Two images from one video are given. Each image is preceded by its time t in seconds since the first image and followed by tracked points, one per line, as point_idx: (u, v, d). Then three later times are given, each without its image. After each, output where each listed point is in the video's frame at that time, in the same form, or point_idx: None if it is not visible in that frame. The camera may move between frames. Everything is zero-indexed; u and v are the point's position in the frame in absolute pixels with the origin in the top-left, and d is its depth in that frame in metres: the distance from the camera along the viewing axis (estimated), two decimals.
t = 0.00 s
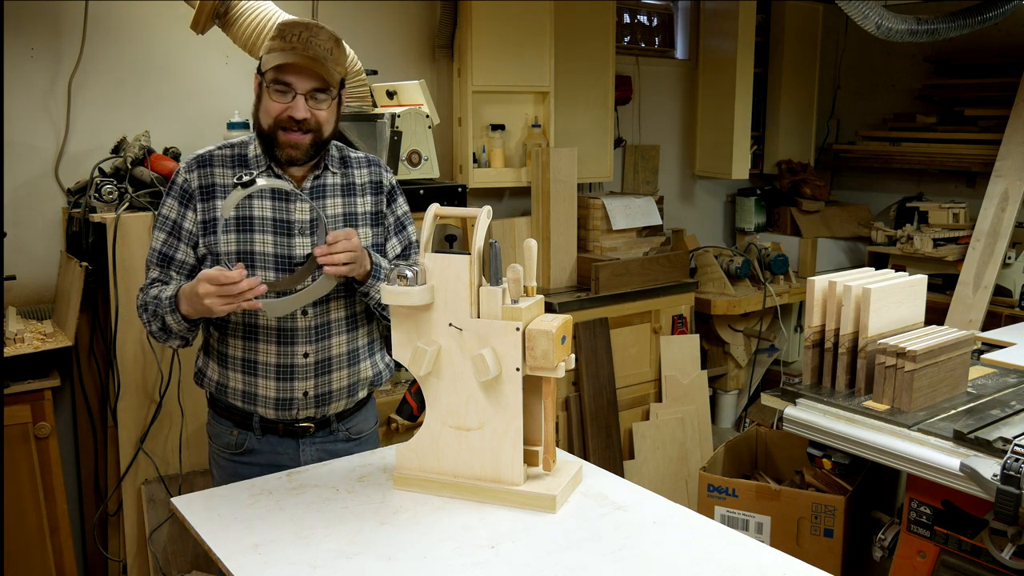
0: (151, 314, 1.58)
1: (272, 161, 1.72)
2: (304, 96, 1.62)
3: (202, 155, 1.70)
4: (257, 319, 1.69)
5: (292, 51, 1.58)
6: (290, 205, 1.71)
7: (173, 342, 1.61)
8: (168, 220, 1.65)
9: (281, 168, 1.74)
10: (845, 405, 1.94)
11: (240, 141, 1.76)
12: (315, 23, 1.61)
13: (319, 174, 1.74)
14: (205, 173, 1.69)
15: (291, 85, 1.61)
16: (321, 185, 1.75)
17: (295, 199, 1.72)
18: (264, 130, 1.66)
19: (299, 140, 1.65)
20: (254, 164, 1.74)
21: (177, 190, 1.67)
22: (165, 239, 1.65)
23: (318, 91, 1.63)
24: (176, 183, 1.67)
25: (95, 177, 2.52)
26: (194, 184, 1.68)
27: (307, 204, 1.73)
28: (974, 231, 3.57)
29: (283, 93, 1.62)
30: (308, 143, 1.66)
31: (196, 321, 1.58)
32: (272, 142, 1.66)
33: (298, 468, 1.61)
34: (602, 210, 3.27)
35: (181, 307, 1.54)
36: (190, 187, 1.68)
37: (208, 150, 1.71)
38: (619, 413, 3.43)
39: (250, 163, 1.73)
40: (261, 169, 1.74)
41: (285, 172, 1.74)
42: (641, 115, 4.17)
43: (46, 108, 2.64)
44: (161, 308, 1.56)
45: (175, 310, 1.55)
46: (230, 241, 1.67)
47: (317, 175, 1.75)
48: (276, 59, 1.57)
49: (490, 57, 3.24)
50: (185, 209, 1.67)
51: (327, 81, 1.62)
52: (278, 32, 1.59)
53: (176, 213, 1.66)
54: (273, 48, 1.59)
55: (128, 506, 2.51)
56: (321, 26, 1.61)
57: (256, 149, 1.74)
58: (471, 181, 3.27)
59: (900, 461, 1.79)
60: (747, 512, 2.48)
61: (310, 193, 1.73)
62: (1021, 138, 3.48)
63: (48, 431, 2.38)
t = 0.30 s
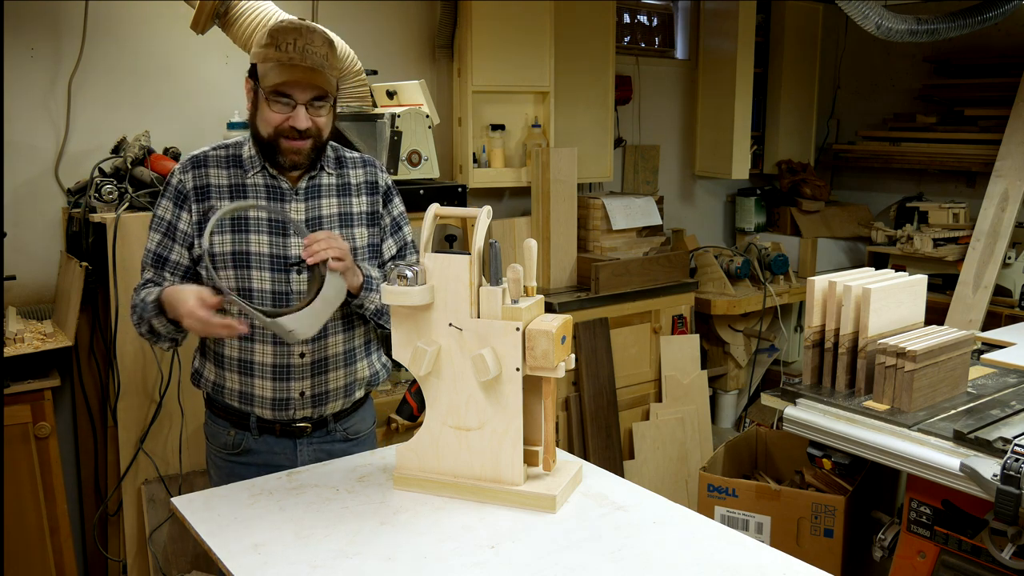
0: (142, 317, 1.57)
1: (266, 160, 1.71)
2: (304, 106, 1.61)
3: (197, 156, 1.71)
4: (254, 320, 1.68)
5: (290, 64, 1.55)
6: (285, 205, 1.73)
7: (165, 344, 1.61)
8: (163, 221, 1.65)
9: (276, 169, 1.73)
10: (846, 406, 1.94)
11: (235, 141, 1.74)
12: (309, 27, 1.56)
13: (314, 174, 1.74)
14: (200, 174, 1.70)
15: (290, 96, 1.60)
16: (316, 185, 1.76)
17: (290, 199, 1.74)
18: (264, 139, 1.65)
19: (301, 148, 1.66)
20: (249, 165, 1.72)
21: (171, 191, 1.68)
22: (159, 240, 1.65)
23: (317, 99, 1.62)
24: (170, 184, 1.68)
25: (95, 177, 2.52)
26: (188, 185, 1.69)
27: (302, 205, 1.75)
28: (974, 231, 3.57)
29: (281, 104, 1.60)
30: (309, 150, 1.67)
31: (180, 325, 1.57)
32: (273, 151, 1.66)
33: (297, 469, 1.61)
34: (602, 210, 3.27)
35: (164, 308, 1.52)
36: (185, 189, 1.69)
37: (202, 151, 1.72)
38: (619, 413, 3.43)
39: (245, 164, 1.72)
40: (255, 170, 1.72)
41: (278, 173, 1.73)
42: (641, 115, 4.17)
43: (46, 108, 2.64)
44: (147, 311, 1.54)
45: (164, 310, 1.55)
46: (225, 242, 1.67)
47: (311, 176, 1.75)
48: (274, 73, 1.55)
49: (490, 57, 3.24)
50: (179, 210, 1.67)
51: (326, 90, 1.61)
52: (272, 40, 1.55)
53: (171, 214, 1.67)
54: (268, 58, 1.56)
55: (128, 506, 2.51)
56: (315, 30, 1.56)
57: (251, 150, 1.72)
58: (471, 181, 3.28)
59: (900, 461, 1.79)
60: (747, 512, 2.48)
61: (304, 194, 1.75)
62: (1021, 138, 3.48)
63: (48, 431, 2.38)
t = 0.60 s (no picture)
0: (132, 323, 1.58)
1: (262, 161, 1.70)
2: (305, 113, 1.61)
3: (192, 158, 1.70)
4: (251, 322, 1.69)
5: (291, 72, 1.55)
6: (282, 207, 1.72)
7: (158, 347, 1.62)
8: (156, 222, 1.65)
9: (271, 171, 1.72)
10: (845, 406, 1.94)
11: (230, 142, 1.74)
12: (304, 31, 1.56)
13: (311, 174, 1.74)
14: (194, 176, 1.68)
15: (291, 104, 1.59)
16: (313, 187, 1.75)
17: (287, 201, 1.73)
18: (264, 146, 1.65)
19: (302, 153, 1.66)
20: (245, 166, 1.71)
21: (165, 192, 1.67)
22: (152, 242, 1.65)
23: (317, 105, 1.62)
24: (164, 186, 1.67)
25: (95, 177, 2.52)
26: (183, 187, 1.68)
27: (299, 206, 1.73)
28: (974, 231, 3.57)
29: (282, 111, 1.60)
30: (310, 155, 1.67)
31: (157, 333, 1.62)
32: (274, 157, 1.66)
33: (297, 469, 1.61)
34: (602, 210, 3.27)
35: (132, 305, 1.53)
36: (179, 191, 1.68)
37: (197, 152, 1.71)
38: (619, 413, 3.43)
39: (240, 165, 1.71)
40: (251, 171, 1.71)
41: (274, 175, 1.72)
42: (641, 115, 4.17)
43: (46, 108, 2.64)
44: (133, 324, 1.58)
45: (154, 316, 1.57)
46: (221, 245, 1.68)
47: (308, 177, 1.75)
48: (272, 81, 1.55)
49: (490, 57, 3.24)
50: (173, 213, 1.67)
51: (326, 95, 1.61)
52: (269, 48, 1.54)
53: (164, 216, 1.66)
54: (265, 65, 1.55)
55: (128, 506, 2.51)
56: (310, 34, 1.57)
57: (246, 151, 1.72)
58: (471, 181, 3.28)
59: (900, 461, 1.79)
60: (747, 512, 2.48)
61: (301, 194, 1.74)
62: (1021, 138, 3.48)
63: (48, 431, 2.38)
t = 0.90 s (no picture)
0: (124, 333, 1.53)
1: (253, 166, 1.63)
2: (293, 120, 1.54)
3: (181, 162, 1.64)
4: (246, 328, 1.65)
5: (276, 82, 1.47)
6: (274, 210, 1.66)
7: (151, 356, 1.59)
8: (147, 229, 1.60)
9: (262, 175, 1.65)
10: (845, 406, 1.94)
11: (219, 145, 1.68)
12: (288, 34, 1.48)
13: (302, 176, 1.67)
14: (185, 181, 1.63)
15: (277, 113, 1.51)
16: (305, 188, 1.68)
17: (279, 204, 1.66)
18: (254, 152, 1.59)
19: (291, 159, 1.60)
20: (234, 170, 1.65)
21: (155, 198, 1.62)
22: (144, 249, 1.61)
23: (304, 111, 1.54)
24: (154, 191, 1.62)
25: (95, 177, 2.52)
26: (173, 193, 1.62)
27: (291, 209, 1.67)
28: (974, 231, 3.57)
29: (269, 120, 1.52)
30: (300, 159, 1.61)
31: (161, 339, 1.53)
32: (264, 164, 1.60)
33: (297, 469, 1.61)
34: (602, 210, 3.27)
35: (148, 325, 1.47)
36: (169, 197, 1.62)
37: (185, 155, 1.65)
38: (619, 413, 3.43)
39: (230, 169, 1.65)
40: (241, 175, 1.64)
41: (265, 179, 1.65)
42: (641, 115, 4.17)
43: (46, 108, 2.64)
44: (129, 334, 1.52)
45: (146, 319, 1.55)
46: (214, 251, 1.63)
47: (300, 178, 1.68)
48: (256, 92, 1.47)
49: (490, 57, 3.24)
50: (163, 219, 1.62)
51: (314, 103, 1.53)
52: (254, 55, 1.47)
53: (155, 222, 1.61)
54: (249, 73, 1.47)
55: (128, 506, 2.51)
56: (295, 38, 1.49)
57: (236, 153, 1.65)
58: (471, 181, 3.28)
59: (900, 462, 1.78)
60: (747, 512, 2.48)
61: (293, 197, 1.67)
62: (1021, 138, 3.48)
63: (48, 430, 2.38)
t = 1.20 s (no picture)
0: (123, 353, 1.54)
1: (233, 177, 1.58)
2: (271, 132, 1.49)
3: (160, 173, 1.59)
4: (235, 339, 1.63)
5: (251, 96, 1.42)
6: (258, 219, 1.61)
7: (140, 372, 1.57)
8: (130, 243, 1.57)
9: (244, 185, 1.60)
10: (846, 406, 1.94)
11: (199, 151, 1.62)
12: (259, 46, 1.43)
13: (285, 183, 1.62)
14: (165, 194, 1.58)
15: (255, 127, 1.46)
16: (288, 195, 1.64)
17: (262, 212, 1.62)
18: (235, 165, 1.54)
19: (273, 169, 1.55)
20: (216, 179, 1.60)
21: (136, 210, 1.58)
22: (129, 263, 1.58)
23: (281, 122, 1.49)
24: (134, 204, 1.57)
25: (95, 177, 2.52)
26: (153, 206, 1.57)
27: (275, 217, 1.63)
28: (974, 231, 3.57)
29: (247, 135, 1.48)
30: (282, 168, 1.57)
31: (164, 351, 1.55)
32: (246, 176, 1.56)
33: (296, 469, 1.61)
34: (602, 210, 3.26)
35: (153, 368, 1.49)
36: (150, 210, 1.57)
37: (165, 165, 1.60)
38: (619, 413, 3.43)
39: (211, 178, 1.60)
40: (223, 184, 1.60)
41: (247, 188, 1.60)
42: (641, 115, 4.17)
43: (46, 108, 2.64)
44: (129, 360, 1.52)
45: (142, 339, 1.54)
46: (200, 264, 1.59)
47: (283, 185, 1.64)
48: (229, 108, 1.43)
49: (490, 58, 3.24)
50: (145, 233, 1.57)
51: (292, 113, 1.48)
52: (225, 70, 1.42)
53: (138, 236, 1.57)
54: (221, 87, 1.43)
55: (128, 505, 2.51)
56: (266, 47, 1.44)
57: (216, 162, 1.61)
58: (471, 181, 3.28)
59: (900, 462, 1.78)
60: (747, 512, 2.48)
61: (276, 204, 1.63)
62: (1021, 138, 3.48)
63: (48, 430, 2.38)
